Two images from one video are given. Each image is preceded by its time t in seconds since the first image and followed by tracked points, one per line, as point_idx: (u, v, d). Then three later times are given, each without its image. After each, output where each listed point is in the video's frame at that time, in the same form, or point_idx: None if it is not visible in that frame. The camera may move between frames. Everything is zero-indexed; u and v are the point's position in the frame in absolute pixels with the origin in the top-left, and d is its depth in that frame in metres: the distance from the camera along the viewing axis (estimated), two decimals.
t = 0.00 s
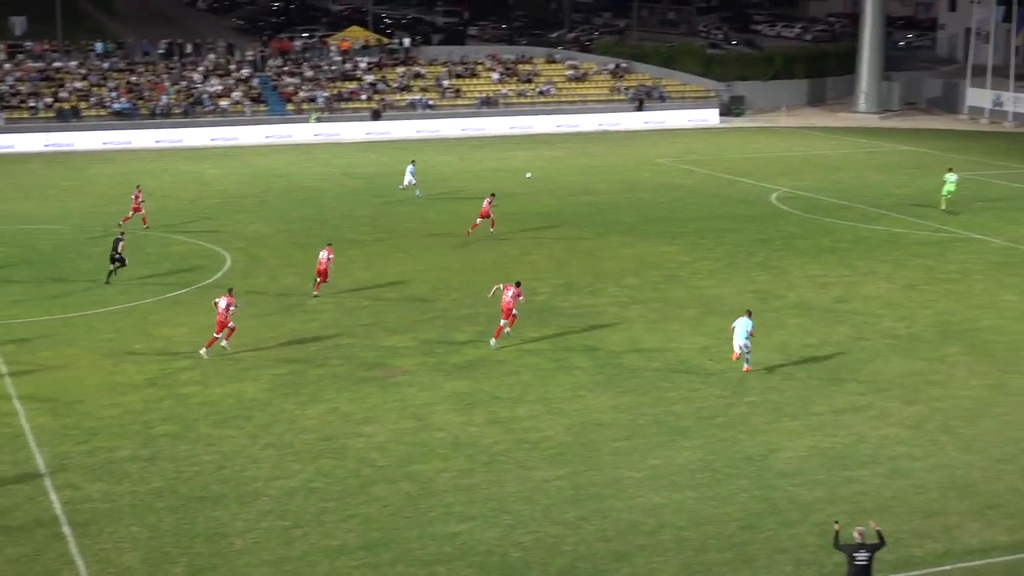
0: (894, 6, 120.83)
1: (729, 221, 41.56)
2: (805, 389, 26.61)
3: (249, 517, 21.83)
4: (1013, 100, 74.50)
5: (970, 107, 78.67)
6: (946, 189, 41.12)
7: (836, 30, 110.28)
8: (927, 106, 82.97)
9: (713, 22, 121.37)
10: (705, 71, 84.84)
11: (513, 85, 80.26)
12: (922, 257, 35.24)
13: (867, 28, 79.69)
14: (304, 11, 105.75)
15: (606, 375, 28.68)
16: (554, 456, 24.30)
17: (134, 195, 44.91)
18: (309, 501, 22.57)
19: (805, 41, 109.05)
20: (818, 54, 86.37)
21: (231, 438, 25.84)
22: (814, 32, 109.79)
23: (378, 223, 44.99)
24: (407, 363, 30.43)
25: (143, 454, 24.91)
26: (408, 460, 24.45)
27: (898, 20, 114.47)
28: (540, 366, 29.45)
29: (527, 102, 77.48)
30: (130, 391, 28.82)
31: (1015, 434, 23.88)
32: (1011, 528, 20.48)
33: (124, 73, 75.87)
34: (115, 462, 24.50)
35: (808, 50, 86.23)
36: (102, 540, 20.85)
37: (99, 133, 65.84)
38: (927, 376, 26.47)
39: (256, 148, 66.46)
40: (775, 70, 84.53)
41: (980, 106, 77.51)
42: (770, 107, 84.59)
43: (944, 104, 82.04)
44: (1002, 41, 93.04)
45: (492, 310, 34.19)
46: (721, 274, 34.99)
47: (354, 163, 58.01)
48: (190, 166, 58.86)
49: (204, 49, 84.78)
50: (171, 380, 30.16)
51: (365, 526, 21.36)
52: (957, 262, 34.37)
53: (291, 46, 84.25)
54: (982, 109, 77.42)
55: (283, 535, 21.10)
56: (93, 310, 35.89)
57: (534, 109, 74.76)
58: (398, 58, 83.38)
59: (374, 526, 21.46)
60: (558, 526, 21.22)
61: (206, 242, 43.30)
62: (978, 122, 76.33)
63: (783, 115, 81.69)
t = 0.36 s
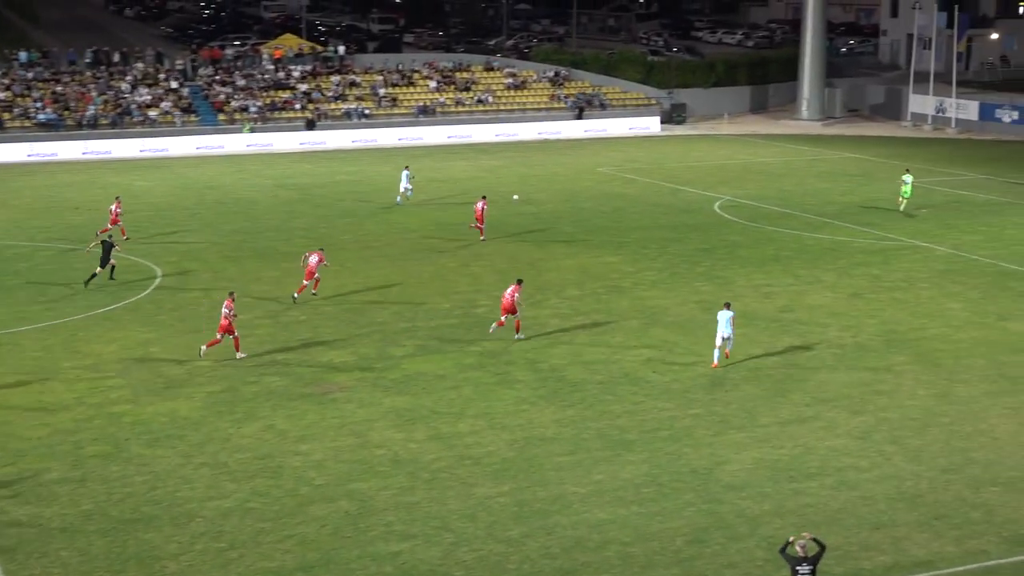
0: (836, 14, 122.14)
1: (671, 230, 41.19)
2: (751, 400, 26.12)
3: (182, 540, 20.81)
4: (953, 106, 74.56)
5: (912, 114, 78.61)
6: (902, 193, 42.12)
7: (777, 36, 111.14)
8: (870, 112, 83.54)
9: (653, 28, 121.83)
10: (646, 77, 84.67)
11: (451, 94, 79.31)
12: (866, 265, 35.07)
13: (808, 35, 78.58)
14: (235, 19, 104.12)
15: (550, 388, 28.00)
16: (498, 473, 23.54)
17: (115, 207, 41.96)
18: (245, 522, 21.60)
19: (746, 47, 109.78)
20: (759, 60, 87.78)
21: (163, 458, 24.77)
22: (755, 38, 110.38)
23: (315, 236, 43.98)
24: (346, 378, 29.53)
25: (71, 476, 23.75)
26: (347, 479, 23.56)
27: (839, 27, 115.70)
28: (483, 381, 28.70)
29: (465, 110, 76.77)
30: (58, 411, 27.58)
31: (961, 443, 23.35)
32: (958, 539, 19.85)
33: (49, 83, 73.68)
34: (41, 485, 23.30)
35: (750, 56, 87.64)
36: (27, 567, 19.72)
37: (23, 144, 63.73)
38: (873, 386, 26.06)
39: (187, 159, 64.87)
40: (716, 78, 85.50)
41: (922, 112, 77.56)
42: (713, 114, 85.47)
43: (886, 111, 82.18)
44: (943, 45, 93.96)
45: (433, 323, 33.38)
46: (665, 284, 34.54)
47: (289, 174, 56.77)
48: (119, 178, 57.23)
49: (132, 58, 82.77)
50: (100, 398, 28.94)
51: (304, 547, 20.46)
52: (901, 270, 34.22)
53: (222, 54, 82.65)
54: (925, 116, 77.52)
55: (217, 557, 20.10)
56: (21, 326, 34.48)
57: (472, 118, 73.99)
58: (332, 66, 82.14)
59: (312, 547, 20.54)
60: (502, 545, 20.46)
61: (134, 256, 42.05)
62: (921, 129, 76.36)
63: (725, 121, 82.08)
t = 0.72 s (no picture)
0: (789, 19, 122.57)
1: (623, 241, 40.57)
2: (706, 414, 25.42)
3: (116, 566, 19.68)
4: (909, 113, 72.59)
5: (867, 122, 76.69)
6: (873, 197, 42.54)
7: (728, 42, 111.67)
8: (822, 120, 82.79)
9: (602, 33, 121.95)
10: (596, 84, 84.25)
11: (394, 101, 78.11)
12: (820, 275, 34.64)
13: (761, 39, 78.38)
14: (173, 26, 102.20)
15: (501, 403, 27.13)
16: (446, 492, 22.61)
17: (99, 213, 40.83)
18: (181, 546, 20.49)
19: (697, 54, 110.21)
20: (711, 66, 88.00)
21: (98, 479, 23.58)
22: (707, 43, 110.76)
23: (257, 248, 42.85)
24: (289, 395, 28.48)
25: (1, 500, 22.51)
26: (289, 499, 22.51)
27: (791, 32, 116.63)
28: (431, 397, 27.79)
29: (410, 119, 75.58)
30: None
31: (918, 456, 22.55)
32: (916, 554, 19.03)
33: None
34: None
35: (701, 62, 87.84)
36: None
37: None
38: (829, 399, 25.39)
39: (122, 169, 63.29)
40: (667, 84, 85.67)
41: (878, 119, 75.65)
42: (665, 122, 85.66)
43: (841, 119, 80.98)
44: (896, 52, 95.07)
45: (380, 337, 32.43)
46: (617, 296, 33.86)
47: (229, 185, 55.43)
48: (52, 189, 55.61)
49: (65, 65, 80.73)
50: (32, 417, 27.66)
51: (243, 571, 19.41)
52: (856, 280, 33.83)
53: (159, 62, 80.88)
54: (880, 122, 75.57)
55: None
56: None
57: (417, 126, 73.00)
58: (273, 74, 80.31)
59: (250, 571, 19.48)
60: (450, 567, 19.50)
61: (68, 269, 40.70)
62: (876, 137, 74.78)
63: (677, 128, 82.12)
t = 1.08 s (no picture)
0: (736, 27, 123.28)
1: (570, 252, 40.27)
2: (656, 427, 25.11)
3: None
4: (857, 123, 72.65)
5: (816, 130, 76.95)
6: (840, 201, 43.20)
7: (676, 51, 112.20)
8: (770, 129, 82.99)
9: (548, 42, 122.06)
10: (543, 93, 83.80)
11: (338, 111, 77.39)
12: (769, 285, 34.58)
13: (709, 48, 78.26)
14: (111, 35, 100.60)
15: (448, 418, 26.65)
16: (392, 509, 22.08)
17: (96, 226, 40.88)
18: (120, 566, 19.79)
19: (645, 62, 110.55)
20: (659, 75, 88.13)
21: (34, 498, 22.79)
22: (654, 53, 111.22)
23: (199, 260, 42.06)
24: (233, 411, 27.80)
25: None
26: (232, 517, 21.87)
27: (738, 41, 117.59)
28: (377, 412, 27.24)
29: (354, 129, 75.08)
30: None
31: (869, 467, 22.35)
32: (867, 566, 18.79)
33: None
34: None
35: (649, 72, 87.97)
36: None
37: None
38: (779, 410, 25.17)
39: (59, 181, 61.92)
40: (614, 94, 85.66)
41: (826, 128, 75.84)
42: (612, 131, 85.71)
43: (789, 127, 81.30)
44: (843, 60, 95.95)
45: (325, 351, 31.83)
46: (565, 308, 33.52)
47: (169, 197, 54.42)
48: None
49: None
50: None
51: None
52: (806, 291, 33.80)
53: (96, 72, 79.48)
54: (828, 131, 75.77)
55: None
56: None
57: (361, 138, 72.44)
58: (214, 83, 79.12)
59: None
60: None
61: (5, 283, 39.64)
62: (824, 145, 74.51)
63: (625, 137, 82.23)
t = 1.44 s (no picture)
0: (682, 34, 123.58)
1: (516, 261, 39.96)
2: (603, 438, 24.84)
3: None
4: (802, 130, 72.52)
5: (760, 138, 76.86)
6: (806, 210, 44.09)
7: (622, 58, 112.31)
8: (717, 136, 83.24)
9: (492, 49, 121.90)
10: (487, 102, 83.76)
11: (279, 120, 76.44)
12: (716, 294, 34.49)
13: (654, 55, 78.24)
14: (46, 43, 98.89)
15: (393, 430, 26.16)
16: (337, 523, 21.57)
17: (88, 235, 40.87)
18: None
19: (590, 70, 110.66)
20: (604, 82, 88.27)
21: None
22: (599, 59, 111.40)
23: (138, 271, 41.21)
24: (171, 425, 27.08)
25: None
26: (173, 532, 21.25)
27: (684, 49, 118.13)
28: (321, 425, 26.68)
29: (296, 137, 74.25)
30: None
31: (817, 477, 22.20)
32: None
33: None
34: None
35: (594, 79, 87.90)
36: None
37: None
38: (727, 420, 24.99)
39: None
40: (559, 102, 85.54)
41: (771, 136, 75.71)
42: (556, 139, 85.51)
43: (735, 135, 81.40)
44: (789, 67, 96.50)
45: (268, 363, 31.20)
46: (512, 317, 33.16)
47: (106, 207, 53.38)
48: None
49: None
50: None
51: None
52: (753, 299, 33.75)
53: (29, 80, 77.85)
54: (773, 139, 75.71)
55: None
56: None
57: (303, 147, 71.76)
58: (152, 91, 77.82)
59: None
60: None
61: None
62: (770, 153, 74.78)
63: (570, 145, 82.14)
